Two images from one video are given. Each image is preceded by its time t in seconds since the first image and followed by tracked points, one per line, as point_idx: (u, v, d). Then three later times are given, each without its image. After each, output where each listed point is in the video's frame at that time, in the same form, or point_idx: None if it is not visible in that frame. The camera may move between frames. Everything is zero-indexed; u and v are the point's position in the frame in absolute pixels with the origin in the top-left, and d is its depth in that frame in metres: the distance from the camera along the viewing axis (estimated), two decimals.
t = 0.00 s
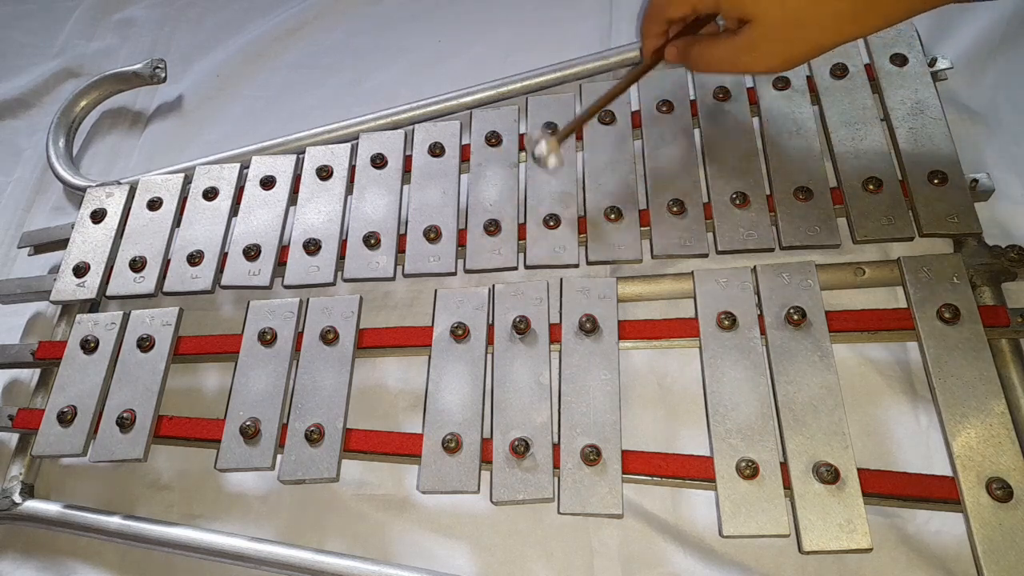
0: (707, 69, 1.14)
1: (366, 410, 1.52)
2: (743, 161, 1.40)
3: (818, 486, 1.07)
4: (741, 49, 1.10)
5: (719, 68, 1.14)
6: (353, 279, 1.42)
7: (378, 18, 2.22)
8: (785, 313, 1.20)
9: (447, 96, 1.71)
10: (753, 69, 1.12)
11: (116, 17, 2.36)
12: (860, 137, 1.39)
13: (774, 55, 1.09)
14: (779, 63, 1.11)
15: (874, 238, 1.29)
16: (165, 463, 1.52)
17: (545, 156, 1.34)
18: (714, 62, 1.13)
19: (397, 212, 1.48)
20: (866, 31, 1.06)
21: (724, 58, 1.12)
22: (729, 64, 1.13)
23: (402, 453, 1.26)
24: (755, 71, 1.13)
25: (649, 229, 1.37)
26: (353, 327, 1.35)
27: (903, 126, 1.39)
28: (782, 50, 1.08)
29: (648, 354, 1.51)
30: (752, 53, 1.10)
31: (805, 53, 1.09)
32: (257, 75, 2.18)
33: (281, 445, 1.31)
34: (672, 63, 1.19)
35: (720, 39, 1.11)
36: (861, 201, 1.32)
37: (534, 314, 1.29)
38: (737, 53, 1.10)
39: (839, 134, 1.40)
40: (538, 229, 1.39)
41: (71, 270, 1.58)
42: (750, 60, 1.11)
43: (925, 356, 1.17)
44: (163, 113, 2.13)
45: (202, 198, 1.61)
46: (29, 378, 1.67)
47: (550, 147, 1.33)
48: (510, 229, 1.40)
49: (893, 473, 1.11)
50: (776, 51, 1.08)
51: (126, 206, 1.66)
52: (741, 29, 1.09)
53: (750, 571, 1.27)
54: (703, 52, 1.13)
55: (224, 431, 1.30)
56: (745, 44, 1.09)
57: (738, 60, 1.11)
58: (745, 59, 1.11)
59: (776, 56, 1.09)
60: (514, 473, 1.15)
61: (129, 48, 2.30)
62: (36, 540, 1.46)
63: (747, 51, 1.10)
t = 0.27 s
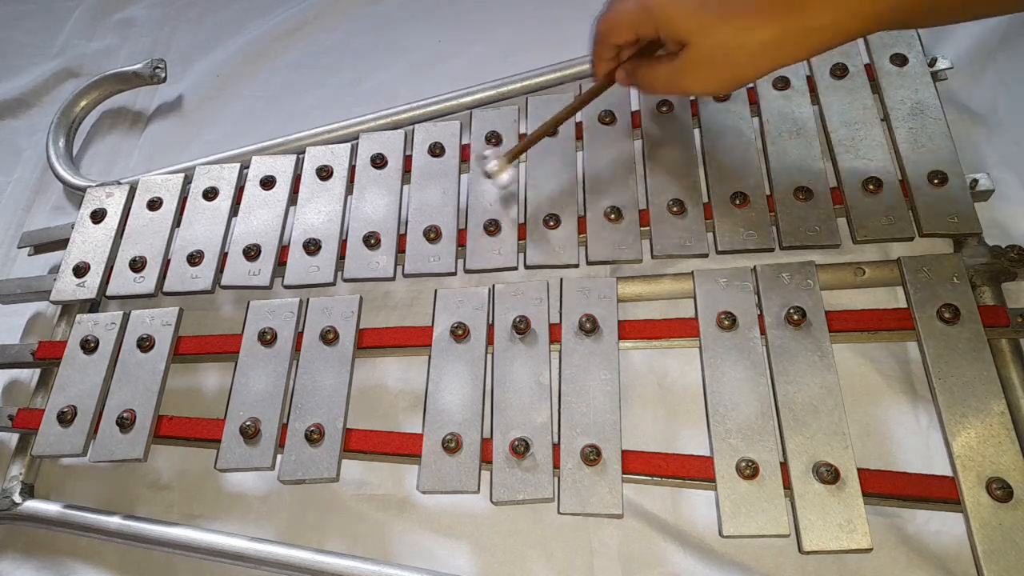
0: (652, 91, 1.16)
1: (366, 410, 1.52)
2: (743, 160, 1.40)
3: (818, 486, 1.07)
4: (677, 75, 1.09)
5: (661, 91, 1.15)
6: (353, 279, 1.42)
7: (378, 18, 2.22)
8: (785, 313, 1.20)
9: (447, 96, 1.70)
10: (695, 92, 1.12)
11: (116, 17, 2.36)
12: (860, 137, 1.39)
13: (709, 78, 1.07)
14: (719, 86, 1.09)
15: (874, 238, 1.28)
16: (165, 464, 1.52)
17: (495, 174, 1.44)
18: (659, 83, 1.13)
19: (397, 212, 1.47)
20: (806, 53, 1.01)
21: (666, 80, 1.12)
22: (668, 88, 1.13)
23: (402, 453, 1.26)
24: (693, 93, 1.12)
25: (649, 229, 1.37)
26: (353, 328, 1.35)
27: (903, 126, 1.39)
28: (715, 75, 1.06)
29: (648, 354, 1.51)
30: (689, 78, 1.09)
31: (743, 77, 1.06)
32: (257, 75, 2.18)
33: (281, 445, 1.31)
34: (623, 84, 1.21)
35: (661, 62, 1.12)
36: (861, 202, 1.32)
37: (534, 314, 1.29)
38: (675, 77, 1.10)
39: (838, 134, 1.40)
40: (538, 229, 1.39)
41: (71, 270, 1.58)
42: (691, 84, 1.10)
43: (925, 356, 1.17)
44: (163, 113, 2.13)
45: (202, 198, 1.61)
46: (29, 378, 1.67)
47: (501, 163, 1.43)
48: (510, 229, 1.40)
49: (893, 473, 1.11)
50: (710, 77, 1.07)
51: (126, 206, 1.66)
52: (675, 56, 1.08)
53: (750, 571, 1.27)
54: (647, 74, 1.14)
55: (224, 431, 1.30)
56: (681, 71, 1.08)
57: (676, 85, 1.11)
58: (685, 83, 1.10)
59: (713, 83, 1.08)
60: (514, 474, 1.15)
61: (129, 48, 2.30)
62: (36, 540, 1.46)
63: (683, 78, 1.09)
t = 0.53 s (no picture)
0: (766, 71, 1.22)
1: (366, 410, 1.52)
2: (743, 160, 1.40)
3: (818, 486, 1.07)
4: (805, 51, 1.15)
5: (780, 69, 1.21)
6: (353, 279, 1.42)
7: (377, 18, 2.22)
8: (785, 313, 1.20)
9: (447, 96, 1.70)
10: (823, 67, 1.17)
11: (116, 17, 2.36)
12: (860, 137, 1.39)
13: (842, 50, 1.12)
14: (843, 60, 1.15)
15: (874, 238, 1.28)
16: (165, 464, 1.52)
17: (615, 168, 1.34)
18: (778, 62, 1.19)
19: (397, 212, 1.47)
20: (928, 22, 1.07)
21: (788, 58, 1.17)
22: (792, 65, 1.18)
23: (402, 453, 1.26)
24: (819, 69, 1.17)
25: (649, 229, 1.37)
26: (353, 328, 1.35)
27: (903, 125, 1.39)
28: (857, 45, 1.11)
29: (648, 354, 1.51)
30: (818, 49, 1.13)
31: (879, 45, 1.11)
32: (257, 75, 2.18)
33: (281, 445, 1.31)
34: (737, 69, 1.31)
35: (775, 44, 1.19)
36: (861, 201, 1.32)
37: (534, 314, 1.29)
38: (801, 54, 1.16)
39: (838, 134, 1.40)
40: (538, 229, 1.39)
41: (71, 270, 1.58)
42: (817, 57, 1.14)
43: (925, 356, 1.17)
44: (163, 113, 2.13)
45: (202, 198, 1.61)
46: (29, 378, 1.67)
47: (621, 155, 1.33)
48: (510, 229, 1.40)
49: (893, 473, 1.11)
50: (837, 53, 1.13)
51: (126, 206, 1.66)
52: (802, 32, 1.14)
53: (750, 571, 1.27)
54: (766, 54, 1.20)
55: (224, 431, 1.30)
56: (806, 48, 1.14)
57: (805, 60, 1.16)
58: (811, 58, 1.15)
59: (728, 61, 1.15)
60: (514, 474, 1.15)
61: (129, 48, 2.30)
62: (36, 540, 1.46)
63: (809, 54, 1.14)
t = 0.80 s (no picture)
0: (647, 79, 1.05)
1: (366, 410, 1.52)
2: (743, 160, 1.40)
3: (818, 486, 1.07)
4: (683, 64, 1.00)
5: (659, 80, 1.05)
6: (353, 279, 1.42)
7: (377, 18, 2.23)
8: (785, 313, 1.20)
9: (447, 96, 1.70)
10: (692, 85, 1.04)
11: (116, 17, 2.37)
12: (859, 137, 1.39)
13: (716, 70, 1.00)
14: (721, 79, 1.03)
15: (874, 238, 1.28)
16: (165, 464, 1.52)
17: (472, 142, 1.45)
18: (655, 74, 1.03)
19: (397, 212, 1.47)
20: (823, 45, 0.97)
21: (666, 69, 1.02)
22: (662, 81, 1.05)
23: (402, 453, 1.26)
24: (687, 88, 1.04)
25: (649, 229, 1.38)
26: (353, 327, 1.35)
27: (903, 126, 1.39)
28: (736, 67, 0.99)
29: (648, 354, 1.51)
30: (692, 67, 1.00)
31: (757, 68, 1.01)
32: (257, 75, 2.18)
33: (281, 445, 1.31)
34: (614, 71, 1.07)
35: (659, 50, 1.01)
36: (861, 201, 1.32)
37: (534, 314, 1.29)
38: (676, 67, 1.01)
39: (838, 134, 1.40)
40: (538, 229, 1.39)
41: (71, 270, 1.58)
42: (691, 75, 1.02)
43: (926, 356, 1.17)
44: (163, 113, 2.13)
45: (202, 198, 1.61)
46: (29, 378, 1.67)
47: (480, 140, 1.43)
48: (510, 229, 1.40)
49: (893, 473, 1.11)
50: (709, 70, 1.00)
51: (126, 206, 1.66)
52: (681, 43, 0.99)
53: (750, 571, 1.27)
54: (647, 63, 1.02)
55: (224, 431, 1.30)
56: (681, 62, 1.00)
57: (672, 75, 1.03)
58: (685, 75, 1.02)
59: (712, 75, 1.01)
60: (514, 474, 1.15)
61: (129, 48, 2.30)
62: (36, 540, 1.46)
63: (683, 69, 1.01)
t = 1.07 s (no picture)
0: (595, 249, 0.98)
1: (366, 410, 1.52)
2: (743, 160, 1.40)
3: (818, 486, 1.07)
4: (640, 243, 0.93)
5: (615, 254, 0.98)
6: (353, 279, 1.42)
7: (377, 17, 2.23)
8: (785, 313, 1.21)
9: (447, 97, 1.70)
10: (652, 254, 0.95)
11: (116, 17, 2.37)
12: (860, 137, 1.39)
13: (685, 240, 0.91)
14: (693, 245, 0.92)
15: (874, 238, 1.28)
16: (166, 464, 1.52)
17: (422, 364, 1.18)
18: (605, 248, 0.97)
19: (397, 212, 1.47)
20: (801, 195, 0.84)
21: (619, 243, 0.95)
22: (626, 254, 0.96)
23: (402, 453, 1.26)
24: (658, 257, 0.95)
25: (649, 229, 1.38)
26: (353, 327, 1.35)
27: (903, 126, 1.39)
28: (695, 237, 0.90)
29: (648, 354, 1.51)
30: (655, 243, 0.93)
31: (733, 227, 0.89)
32: (257, 74, 2.18)
33: (281, 445, 1.31)
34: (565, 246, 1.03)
35: (608, 224, 0.95)
36: (861, 202, 1.32)
37: (534, 314, 1.29)
38: (630, 242, 0.94)
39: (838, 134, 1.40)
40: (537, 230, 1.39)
41: (71, 270, 1.58)
42: (648, 248, 0.93)
43: (925, 356, 1.17)
44: (163, 113, 2.13)
45: (202, 198, 1.61)
46: (29, 378, 1.67)
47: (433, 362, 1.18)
48: (510, 229, 1.40)
49: (893, 473, 1.11)
50: (671, 245, 0.92)
51: (126, 206, 1.66)
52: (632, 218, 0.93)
53: (750, 571, 1.27)
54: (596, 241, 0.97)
55: (224, 431, 1.30)
56: (640, 241, 0.93)
57: (640, 250, 0.94)
58: (637, 249, 0.94)
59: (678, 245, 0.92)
60: (514, 473, 1.15)
61: (129, 48, 2.30)
62: (36, 539, 1.46)
63: (644, 244, 0.93)
